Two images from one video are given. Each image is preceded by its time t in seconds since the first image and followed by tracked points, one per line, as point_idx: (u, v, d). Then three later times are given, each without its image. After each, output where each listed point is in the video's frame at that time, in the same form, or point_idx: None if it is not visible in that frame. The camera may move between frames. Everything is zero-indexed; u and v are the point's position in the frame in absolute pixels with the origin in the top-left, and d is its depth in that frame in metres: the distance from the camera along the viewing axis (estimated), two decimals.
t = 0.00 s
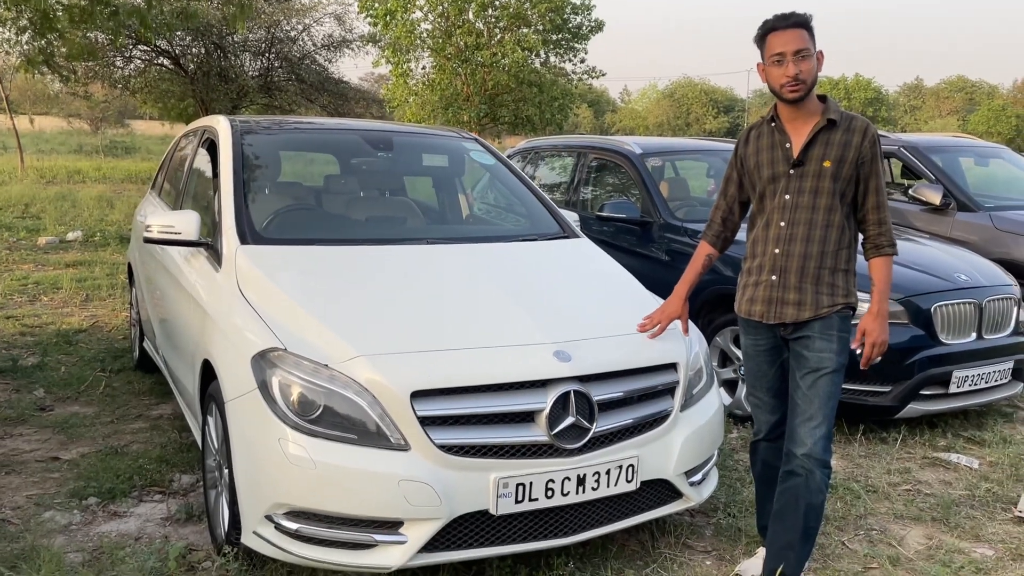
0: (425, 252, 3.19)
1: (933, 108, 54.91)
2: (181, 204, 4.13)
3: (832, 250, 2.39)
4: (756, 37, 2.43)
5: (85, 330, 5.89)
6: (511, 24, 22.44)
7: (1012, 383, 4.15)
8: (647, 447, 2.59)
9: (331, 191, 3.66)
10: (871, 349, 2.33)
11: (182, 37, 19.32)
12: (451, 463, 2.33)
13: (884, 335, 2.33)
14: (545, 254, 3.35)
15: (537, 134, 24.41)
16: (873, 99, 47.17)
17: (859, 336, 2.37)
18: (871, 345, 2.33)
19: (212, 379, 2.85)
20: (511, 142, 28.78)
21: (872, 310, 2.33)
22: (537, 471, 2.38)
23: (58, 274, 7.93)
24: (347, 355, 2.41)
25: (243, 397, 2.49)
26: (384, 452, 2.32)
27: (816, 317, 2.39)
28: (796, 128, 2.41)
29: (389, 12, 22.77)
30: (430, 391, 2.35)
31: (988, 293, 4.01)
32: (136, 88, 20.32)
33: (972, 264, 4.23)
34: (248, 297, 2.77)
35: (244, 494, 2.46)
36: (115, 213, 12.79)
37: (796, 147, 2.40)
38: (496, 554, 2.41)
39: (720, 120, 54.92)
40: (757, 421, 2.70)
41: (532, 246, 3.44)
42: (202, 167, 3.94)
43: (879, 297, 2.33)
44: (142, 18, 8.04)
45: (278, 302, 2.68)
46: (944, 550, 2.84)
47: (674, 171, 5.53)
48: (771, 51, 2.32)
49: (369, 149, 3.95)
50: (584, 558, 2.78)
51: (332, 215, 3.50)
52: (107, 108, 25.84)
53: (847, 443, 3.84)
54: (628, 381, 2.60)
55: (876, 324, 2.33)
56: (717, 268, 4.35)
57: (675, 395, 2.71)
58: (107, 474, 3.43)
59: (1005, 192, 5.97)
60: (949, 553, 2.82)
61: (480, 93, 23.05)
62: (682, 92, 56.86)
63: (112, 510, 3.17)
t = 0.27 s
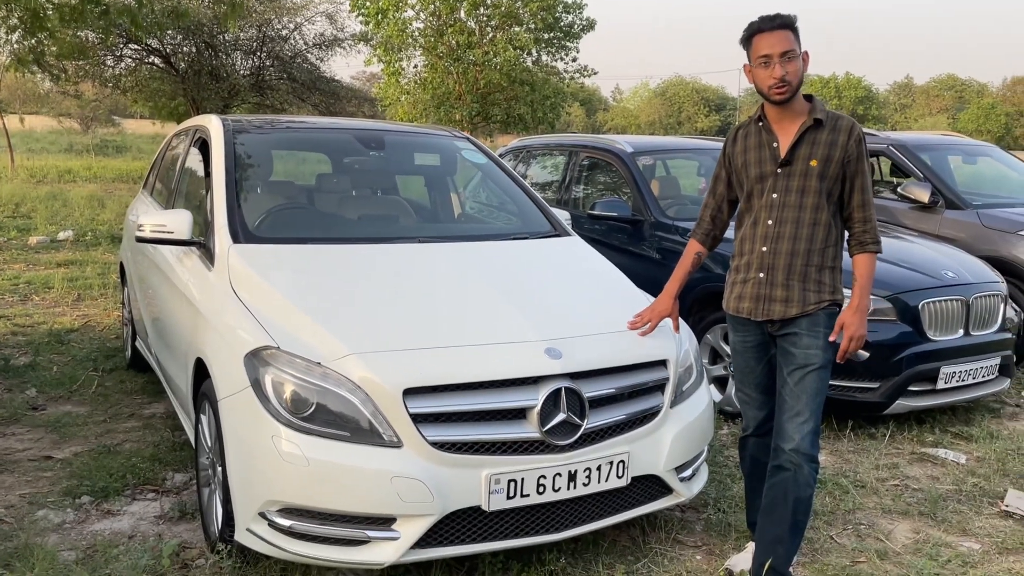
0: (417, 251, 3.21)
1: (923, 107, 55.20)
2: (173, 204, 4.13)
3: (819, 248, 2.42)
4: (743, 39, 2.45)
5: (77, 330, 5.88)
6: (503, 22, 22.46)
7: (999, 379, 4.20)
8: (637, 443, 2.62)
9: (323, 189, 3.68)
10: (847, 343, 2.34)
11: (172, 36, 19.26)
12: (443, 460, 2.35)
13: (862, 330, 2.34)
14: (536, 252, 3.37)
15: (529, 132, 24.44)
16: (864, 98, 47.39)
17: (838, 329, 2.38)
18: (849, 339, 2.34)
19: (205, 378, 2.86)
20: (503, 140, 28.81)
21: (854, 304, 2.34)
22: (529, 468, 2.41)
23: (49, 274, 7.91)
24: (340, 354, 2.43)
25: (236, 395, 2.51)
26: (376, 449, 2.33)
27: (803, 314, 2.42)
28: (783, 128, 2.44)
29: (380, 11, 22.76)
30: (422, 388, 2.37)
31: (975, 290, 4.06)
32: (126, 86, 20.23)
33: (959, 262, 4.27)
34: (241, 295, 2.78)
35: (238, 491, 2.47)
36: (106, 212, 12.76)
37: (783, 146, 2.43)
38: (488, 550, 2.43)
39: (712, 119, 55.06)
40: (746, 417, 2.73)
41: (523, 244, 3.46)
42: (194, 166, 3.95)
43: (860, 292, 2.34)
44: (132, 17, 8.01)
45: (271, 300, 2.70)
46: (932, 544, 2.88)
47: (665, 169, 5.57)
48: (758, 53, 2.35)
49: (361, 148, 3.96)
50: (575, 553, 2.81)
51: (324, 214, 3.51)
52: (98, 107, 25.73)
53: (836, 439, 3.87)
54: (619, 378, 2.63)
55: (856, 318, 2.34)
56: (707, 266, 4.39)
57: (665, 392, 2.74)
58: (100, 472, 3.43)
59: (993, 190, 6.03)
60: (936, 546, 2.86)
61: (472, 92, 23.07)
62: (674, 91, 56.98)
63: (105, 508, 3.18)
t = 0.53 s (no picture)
0: (407, 252, 3.20)
1: (914, 107, 55.46)
2: (162, 205, 4.10)
3: (807, 249, 2.42)
4: (732, 40, 2.45)
5: (66, 331, 5.84)
6: (495, 23, 22.46)
7: (988, 378, 4.21)
8: (628, 444, 2.61)
9: (313, 190, 3.66)
10: (840, 345, 2.36)
11: (163, 36, 19.17)
12: (433, 462, 2.34)
13: (854, 331, 2.36)
14: (527, 253, 3.36)
15: (521, 132, 24.44)
16: (855, 98, 47.59)
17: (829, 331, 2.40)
18: (840, 341, 2.36)
19: (193, 380, 2.84)
20: (496, 140, 28.80)
21: (844, 306, 2.37)
22: (518, 469, 2.40)
23: (38, 275, 7.86)
24: (328, 355, 2.41)
25: (224, 397, 2.49)
26: (365, 452, 2.32)
27: (792, 315, 2.42)
28: (773, 129, 2.44)
29: (372, 11, 22.72)
30: (411, 390, 2.36)
31: (965, 289, 4.07)
32: (117, 87, 20.12)
33: (949, 262, 4.28)
34: (229, 297, 2.76)
35: (226, 494, 2.46)
36: (96, 213, 12.70)
37: (772, 147, 2.43)
38: (478, 552, 2.42)
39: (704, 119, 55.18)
40: (736, 418, 2.73)
41: (514, 245, 3.45)
42: (183, 166, 3.92)
43: (850, 294, 2.37)
44: (122, 17, 7.97)
45: (259, 302, 2.68)
46: (922, 544, 2.88)
47: (656, 170, 5.56)
48: (747, 53, 2.34)
49: (351, 148, 3.95)
50: (566, 555, 2.80)
51: (314, 214, 3.49)
52: (88, 108, 25.60)
53: (827, 439, 3.88)
54: (609, 379, 2.62)
55: (846, 320, 2.36)
56: (698, 267, 4.39)
57: (656, 393, 2.74)
58: (88, 475, 3.41)
59: (983, 189, 6.05)
60: (926, 546, 2.86)
61: (464, 92, 23.05)
62: (666, 91, 57.08)
63: (93, 512, 3.16)
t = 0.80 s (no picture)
0: (397, 255, 3.15)
1: (906, 109, 55.68)
2: (149, 207, 4.04)
3: (804, 252, 2.38)
4: (719, 47, 2.41)
5: (53, 335, 5.77)
6: (488, 24, 22.44)
7: (984, 382, 4.18)
8: (621, 450, 2.57)
9: (303, 192, 3.61)
10: (840, 349, 2.33)
11: (155, 37, 19.07)
12: (422, 470, 2.29)
13: (853, 335, 2.33)
14: (519, 256, 3.31)
15: (515, 134, 24.42)
16: (847, 99, 47.74)
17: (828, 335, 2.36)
18: (840, 345, 2.33)
19: (179, 387, 2.78)
20: (489, 142, 28.78)
21: (843, 310, 2.33)
22: (510, 477, 2.36)
23: (26, 279, 7.77)
24: (316, 362, 2.36)
25: (209, 404, 2.43)
26: (353, 460, 2.27)
27: (789, 320, 2.38)
28: (768, 131, 2.40)
29: (365, 13, 22.67)
30: (400, 397, 2.31)
31: (961, 292, 4.04)
32: (108, 88, 19.98)
33: (944, 264, 4.25)
34: (215, 301, 2.71)
35: (210, 504, 2.40)
36: (87, 215, 12.61)
37: (768, 149, 2.39)
38: (469, 562, 2.37)
39: (697, 120, 55.28)
40: (731, 423, 2.69)
41: (506, 248, 3.41)
42: (170, 168, 3.86)
43: (849, 297, 2.32)
44: (113, 18, 7.91)
45: (246, 307, 2.63)
46: (919, 551, 2.85)
47: (650, 172, 5.53)
48: (737, 60, 2.31)
49: (341, 150, 3.89)
50: (558, 564, 2.75)
51: (303, 217, 3.44)
52: (80, 110, 25.46)
53: (822, 444, 3.84)
54: (602, 384, 2.58)
55: (846, 324, 2.33)
56: (692, 269, 4.35)
57: (650, 398, 2.69)
58: (72, 483, 3.34)
59: (977, 191, 6.03)
60: (923, 553, 2.83)
61: (457, 94, 23.01)
62: (660, 93, 57.15)
63: (77, 520, 3.10)
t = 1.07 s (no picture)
0: (386, 261, 3.10)
1: (900, 112, 55.85)
2: (135, 212, 3.98)
3: (800, 258, 2.34)
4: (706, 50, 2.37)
5: (41, 341, 5.69)
6: (483, 27, 22.43)
7: (981, 388, 4.14)
8: (614, 461, 2.52)
9: (293, 197, 3.55)
10: (841, 355, 2.27)
11: (148, 40, 18.97)
12: (409, 482, 2.24)
13: (854, 341, 2.28)
14: (510, 262, 3.26)
15: (510, 137, 24.39)
16: (841, 103, 47.87)
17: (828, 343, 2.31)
18: (842, 352, 2.27)
19: (162, 396, 2.72)
20: (484, 146, 28.75)
21: (843, 316, 2.29)
22: (500, 489, 2.30)
23: (15, 283, 7.69)
24: (301, 371, 2.31)
25: (192, 415, 2.38)
26: (339, 473, 2.22)
27: (786, 327, 2.33)
28: (759, 136, 2.35)
29: (360, 16, 22.63)
30: (387, 407, 2.26)
31: (957, 297, 4.00)
32: (101, 92, 19.87)
33: (940, 269, 4.22)
34: (199, 308, 2.65)
35: (193, 517, 2.34)
36: (78, 219, 12.52)
37: (760, 155, 2.35)
38: None
39: (692, 124, 55.36)
40: (726, 432, 2.64)
41: (497, 254, 3.36)
42: (157, 172, 3.80)
43: (849, 302, 2.29)
44: (104, 21, 7.85)
45: (230, 315, 2.57)
46: (916, 561, 2.80)
47: (644, 176, 5.48)
48: (716, 71, 2.28)
49: (330, 154, 3.84)
50: None
51: (291, 222, 3.39)
52: (72, 113, 25.34)
53: (818, 451, 3.80)
54: (595, 394, 2.53)
55: (846, 330, 2.28)
56: (686, 274, 4.30)
57: (643, 407, 2.65)
58: (55, 494, 3.27)
59: (972, 195, 6.01)
60: (921, 564, 2.78)
61: (452, 97, 22.97)
62: (654, 96, 57.22)
63: (59, 532, 3.03)
